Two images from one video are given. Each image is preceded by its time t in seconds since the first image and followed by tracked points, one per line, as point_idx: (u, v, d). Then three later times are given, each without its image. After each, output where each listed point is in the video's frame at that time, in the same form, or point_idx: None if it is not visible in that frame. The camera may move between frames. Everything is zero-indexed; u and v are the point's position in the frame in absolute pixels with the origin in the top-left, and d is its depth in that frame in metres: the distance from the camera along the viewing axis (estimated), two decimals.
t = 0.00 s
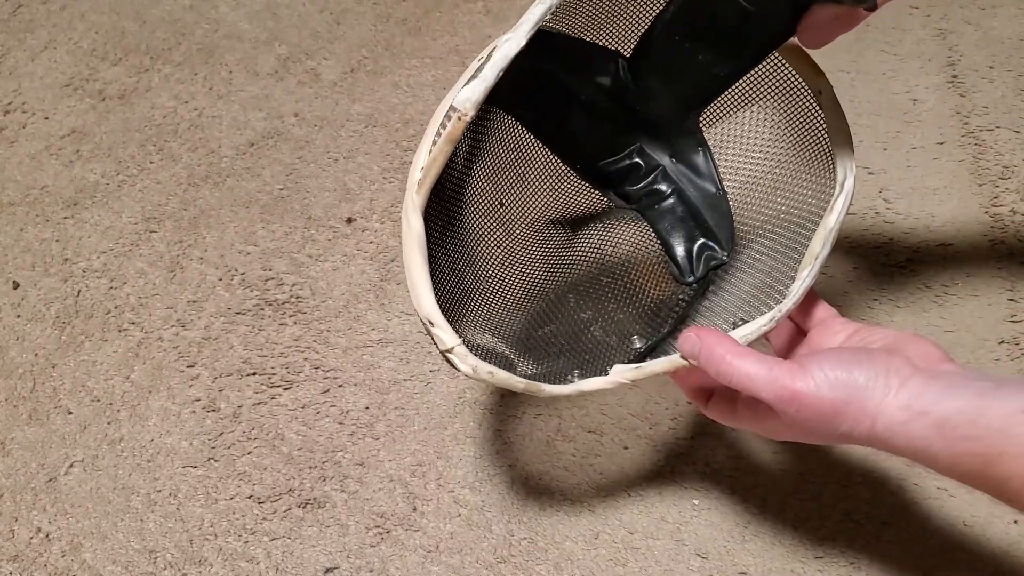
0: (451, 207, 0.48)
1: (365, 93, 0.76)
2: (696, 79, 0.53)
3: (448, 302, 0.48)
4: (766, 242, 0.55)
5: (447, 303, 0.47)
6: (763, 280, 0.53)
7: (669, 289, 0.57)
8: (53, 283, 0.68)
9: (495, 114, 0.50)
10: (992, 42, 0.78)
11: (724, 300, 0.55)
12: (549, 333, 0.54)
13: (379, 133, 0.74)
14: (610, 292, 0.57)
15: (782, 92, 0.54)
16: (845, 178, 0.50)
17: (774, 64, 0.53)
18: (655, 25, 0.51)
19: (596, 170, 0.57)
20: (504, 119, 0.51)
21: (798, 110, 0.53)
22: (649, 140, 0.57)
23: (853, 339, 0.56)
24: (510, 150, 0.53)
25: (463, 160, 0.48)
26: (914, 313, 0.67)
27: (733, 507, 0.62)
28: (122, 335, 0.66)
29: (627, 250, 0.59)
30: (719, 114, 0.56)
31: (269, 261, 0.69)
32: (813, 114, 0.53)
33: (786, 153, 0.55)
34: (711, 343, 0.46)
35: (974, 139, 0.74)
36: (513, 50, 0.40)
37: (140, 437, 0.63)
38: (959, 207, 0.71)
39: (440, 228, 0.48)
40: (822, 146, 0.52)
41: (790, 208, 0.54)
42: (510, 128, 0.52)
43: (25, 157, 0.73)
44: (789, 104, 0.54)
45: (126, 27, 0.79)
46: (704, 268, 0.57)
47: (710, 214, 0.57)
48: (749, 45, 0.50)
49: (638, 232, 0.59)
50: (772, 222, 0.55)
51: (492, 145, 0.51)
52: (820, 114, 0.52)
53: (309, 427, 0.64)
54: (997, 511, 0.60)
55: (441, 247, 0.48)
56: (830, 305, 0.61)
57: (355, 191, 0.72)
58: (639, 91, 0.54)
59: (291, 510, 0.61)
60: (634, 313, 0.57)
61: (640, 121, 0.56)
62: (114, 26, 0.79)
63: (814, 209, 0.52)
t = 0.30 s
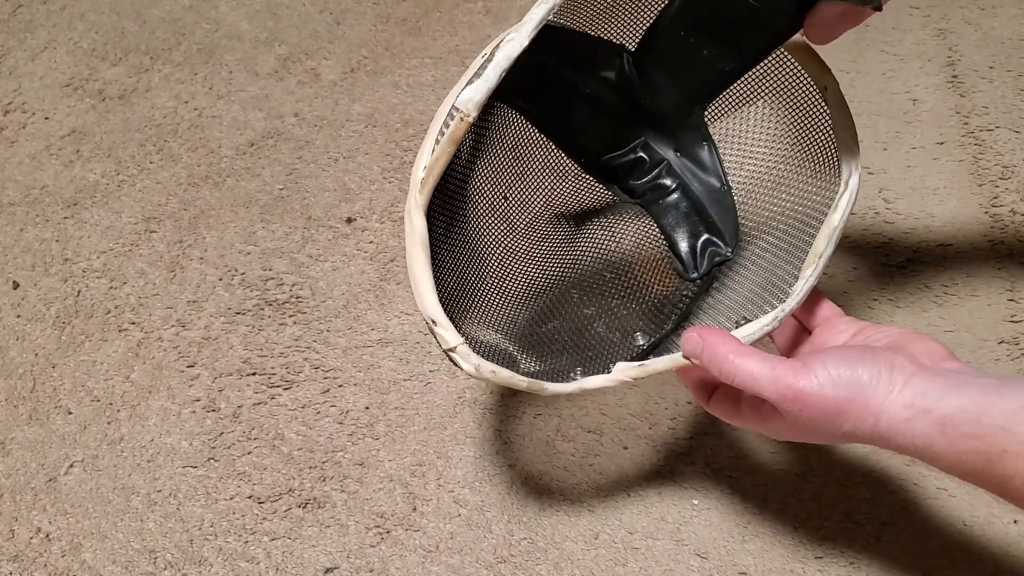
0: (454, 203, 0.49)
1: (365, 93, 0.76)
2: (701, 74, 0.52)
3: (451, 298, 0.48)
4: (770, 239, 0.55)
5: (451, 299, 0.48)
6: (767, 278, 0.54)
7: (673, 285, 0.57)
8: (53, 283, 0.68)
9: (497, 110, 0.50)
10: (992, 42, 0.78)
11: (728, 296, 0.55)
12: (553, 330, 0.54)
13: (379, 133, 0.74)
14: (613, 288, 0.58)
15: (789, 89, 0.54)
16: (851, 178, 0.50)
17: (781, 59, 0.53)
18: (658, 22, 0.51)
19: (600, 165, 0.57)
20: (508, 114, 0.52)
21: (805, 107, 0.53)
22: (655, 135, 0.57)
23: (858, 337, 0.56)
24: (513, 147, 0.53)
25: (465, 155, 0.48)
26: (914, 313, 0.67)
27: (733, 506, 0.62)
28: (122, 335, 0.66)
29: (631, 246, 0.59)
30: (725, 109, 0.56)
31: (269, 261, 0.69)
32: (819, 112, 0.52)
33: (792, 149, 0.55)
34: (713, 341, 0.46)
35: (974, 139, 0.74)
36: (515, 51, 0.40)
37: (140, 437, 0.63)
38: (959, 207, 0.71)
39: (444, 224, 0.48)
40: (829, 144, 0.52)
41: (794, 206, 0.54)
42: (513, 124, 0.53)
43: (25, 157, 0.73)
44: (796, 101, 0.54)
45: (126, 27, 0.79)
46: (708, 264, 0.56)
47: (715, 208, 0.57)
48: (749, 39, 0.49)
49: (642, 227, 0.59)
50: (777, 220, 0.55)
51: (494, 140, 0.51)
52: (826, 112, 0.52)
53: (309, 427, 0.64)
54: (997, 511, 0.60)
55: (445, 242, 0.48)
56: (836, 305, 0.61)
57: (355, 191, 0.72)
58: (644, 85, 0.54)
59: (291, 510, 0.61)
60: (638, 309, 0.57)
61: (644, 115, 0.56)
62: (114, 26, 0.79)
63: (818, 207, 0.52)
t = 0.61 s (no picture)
0: (451, 187, 0.50)
1: (365, 93, 0.76)
2: (698, 76, 0.53)
3: (443, 269, 0.47)
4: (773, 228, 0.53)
5: (443, 272, 0.47)
6: (770, 251, 0.51)
7: (675, 283, 0.55)
8: (53, 283, 0.68)
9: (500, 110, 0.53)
10: (992, 42, 0.78)
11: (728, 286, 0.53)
12: (552, 321, 0.52)
13: (379, 133, 0.74)
14: (617, 285, 0.55)
15: (786, 85, 0.53)
16: (848, 152, 0.48)
17: (771, 57, 0.52)
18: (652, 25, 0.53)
19: (602, 176, 0.57)
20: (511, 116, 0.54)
21: (801, 97, 0.52)
22: (655, 144, 0.57)
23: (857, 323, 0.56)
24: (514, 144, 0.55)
25: (461, 137, 0.50)
26: (914, 313, 0.67)
27: (733, 506, 0.62)
28: (122, 335, 0.66)
29: (634, 246, 0.57)
30: (723, 111, 0.56)
31: (269, 261, 0.69)
32: (816, 103, 0.51)
33: (792, 143, 0.53)
34: (725, 297, 0.46)
35: (974, 139, 0.74)
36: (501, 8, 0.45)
37: (140, 437, 0.63)
38: (959, 207, 0.71)
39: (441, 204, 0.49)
40: (825, 128, 0.51)
41: (795, 194, 0.52)
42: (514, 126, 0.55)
43: (25, 157, 0.73)
44: (793, 97, 0.53)
45: (126, 27, 0.79)
46: (711, 258, 0.55)
47: (716, 211, 0.56)
48: (749, 39, 0.50)
49: (646, 231, 0.58)
50: (779, 207, 0.53)
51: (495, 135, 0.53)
52: (822, 104, 0.51)
53: (309, 427, 0.64)
54: (997, 511, 0.60)
55: (443, 223, 0.49)
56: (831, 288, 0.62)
57: (355, 191, 0.72)
58: (641, 95, 0.55)
59: (291, 510, 0.61)
60: (641, 303, 0.54)
61: (644, 125, 0.57)
62: (114, 26, 0.79)
63: (819, 188, 0.50)
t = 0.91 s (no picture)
0: (448, 182, 0.50)
1: (365, 93, 0.76)
2: (702, 68, 0.53)
3: (438, 270, 0.48)
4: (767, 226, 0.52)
5: (438, 273, 0.48)
6: (761, 257, 0.51)
7: (671, 277, 0.56)
8: (53, 283, 0.68)
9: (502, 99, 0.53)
10: (992, 42, 0.78)
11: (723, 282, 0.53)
12: (546, 316, 0.53)
13: (379, 133, 0.74)
14: (611, 278, 0.57)
15: (791, 81, 0.53)
16: (848, 156, 0.47)
17: (778, 50, 0.52)
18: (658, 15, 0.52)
19: (605, 163, 0.57)
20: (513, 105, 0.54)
21: (805, 94, 0.52)
22: (659, 131, 0.57)
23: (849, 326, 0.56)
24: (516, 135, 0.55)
25: (459, 133, 0.50)
26: (914, 313, 0.67)
27: (733, 507, 0.62)
28: (122, 335, 0.66)
29: (631, 238, 0.58)
30: (726, 104, 0.56)
31: (269, 261, 0.69)
32: (820, 102, 0.51)
33: (794, 139, 0.53)
34: (707, 312, 0.45)
35: (974, 139, 0.74)
36: (494, 13, 0.45)
37: (140, 437, 0.63)
38: (959, 207, 0.71)
39: (438, 200, 0.49)
40: (827, 127, 0.50)
41: (794, 190, 0.52)
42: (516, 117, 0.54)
43: (25, 157, 0.73)
44: (797, 93, 0.53)
45: (126, 27, 0.79)
46: (707, 255, 0.55)
47: (715, 204, 0.56)
48: (749, 39, 0.50)
49: (645, 222, 0.58)
50: (777, 205, 0.53)
51: (495, 129, 0.53)
52: (826, 102, 0.50)
53: (309, 427, 0.64)
54: (997, 511, 0.60)
55: (441, 220, 0.49)
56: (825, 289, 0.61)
57: (355, 191, 0.72)
58: (646, 80, 0.55)
59: (291, 510, 0.61)
60: (634, 299, 0.55)
61: (648, 112, 0.56)
62: (114, 26, 0.79)
63: (818, 188, 0.49)
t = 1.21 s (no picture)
0: (445, 178, 0.50)
1: (365, 93, 0.76)
2: (701, 62, 0.52)
3: (436, 269, 0.48)
4: (766, 225, 0.53)
5: (435, 270, 0.48)
6: (758, 260, 0.51)
7: (666, 273, 0.57)
8: (53, 283, 0.68)
9: (499, 91, 0.52)
10: (992, 43, 0.78)
11: (719, 281, 0.54)
12: (543, 311, 0.54)
13: (379, 133, 0.74)
14: (607, 274, 0.57)
15: (791, 78, 0.52)
16: (849, 160, 0.47)
17: (782, 44, 0.51)
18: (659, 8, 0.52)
19: (602, 155, 0.58)
20: (510, 97, 0.54)
21: (805, 91, 0.51)
22: (657, 123, 0.57)
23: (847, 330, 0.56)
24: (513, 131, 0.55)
25: (458, 129, 0.50)
26: (914, 313, 0.67)
27: (733, 507, 0.62)
28: (122, 335, 0.66)
29: (626, 233, 0.59)
30: (727, 98, 0.55)
31: (269, 261, 0.69)
32: (821, 101, 0.50)
33: (795, 137, 0.53)
34: (702, 320, 0.45)
35: (974, 139, 0.74)
36: (492, 13, 0.45)
37: (140, 438, 0.63)
38: (959, 207, 0.71)
39: (436, 197, 0.49)
40: (829, 127, 0.50)
41: (794, 188, 0.52)
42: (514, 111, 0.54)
43: (25, 157, 0.73)
44: (798, 91, 0.52)
45: (126, 28, 0.79)
46: (704, 253, 0.56)
47: (713, 199, 0.57)
48: (750, 37, 0.50)
49: (642, 217, 0.59)
50: (778, 204, 0.53)
51: (493, 124, 0.53)
52: (827, 100, 0.50)
53: (309, 427, 0.64)
54: (996, 511, 0.60)
55: (438, 217, 0.49)
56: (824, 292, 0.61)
57: (355, 191, 0.72)
58: (645, 72, 0.55)
59: (291, 510, 0.61)
60: (630, 295, 0.56)
61: (646, 103, 0.56)
62: (115, 27, 0.79)
63: (819, 191, 0.49)
